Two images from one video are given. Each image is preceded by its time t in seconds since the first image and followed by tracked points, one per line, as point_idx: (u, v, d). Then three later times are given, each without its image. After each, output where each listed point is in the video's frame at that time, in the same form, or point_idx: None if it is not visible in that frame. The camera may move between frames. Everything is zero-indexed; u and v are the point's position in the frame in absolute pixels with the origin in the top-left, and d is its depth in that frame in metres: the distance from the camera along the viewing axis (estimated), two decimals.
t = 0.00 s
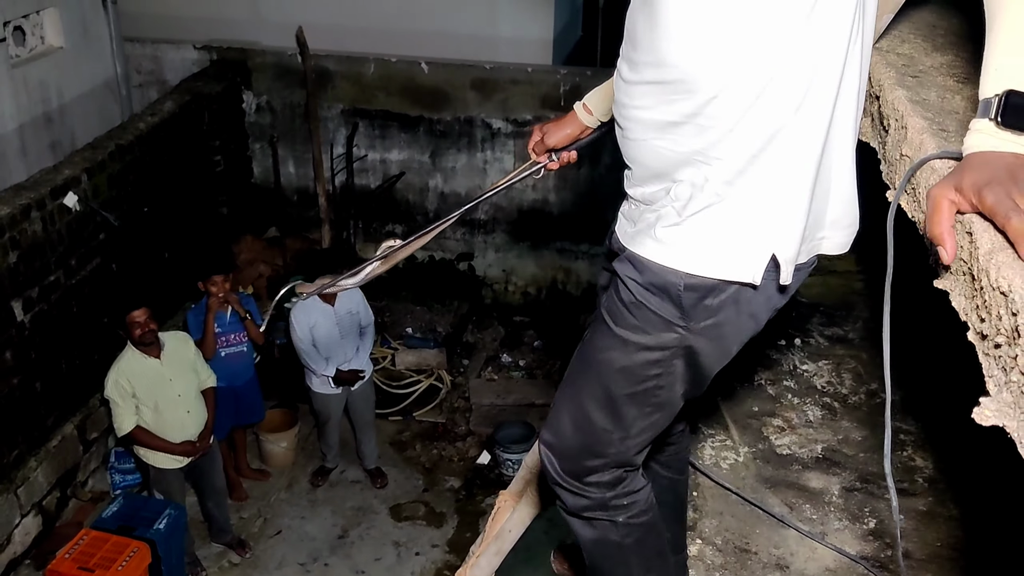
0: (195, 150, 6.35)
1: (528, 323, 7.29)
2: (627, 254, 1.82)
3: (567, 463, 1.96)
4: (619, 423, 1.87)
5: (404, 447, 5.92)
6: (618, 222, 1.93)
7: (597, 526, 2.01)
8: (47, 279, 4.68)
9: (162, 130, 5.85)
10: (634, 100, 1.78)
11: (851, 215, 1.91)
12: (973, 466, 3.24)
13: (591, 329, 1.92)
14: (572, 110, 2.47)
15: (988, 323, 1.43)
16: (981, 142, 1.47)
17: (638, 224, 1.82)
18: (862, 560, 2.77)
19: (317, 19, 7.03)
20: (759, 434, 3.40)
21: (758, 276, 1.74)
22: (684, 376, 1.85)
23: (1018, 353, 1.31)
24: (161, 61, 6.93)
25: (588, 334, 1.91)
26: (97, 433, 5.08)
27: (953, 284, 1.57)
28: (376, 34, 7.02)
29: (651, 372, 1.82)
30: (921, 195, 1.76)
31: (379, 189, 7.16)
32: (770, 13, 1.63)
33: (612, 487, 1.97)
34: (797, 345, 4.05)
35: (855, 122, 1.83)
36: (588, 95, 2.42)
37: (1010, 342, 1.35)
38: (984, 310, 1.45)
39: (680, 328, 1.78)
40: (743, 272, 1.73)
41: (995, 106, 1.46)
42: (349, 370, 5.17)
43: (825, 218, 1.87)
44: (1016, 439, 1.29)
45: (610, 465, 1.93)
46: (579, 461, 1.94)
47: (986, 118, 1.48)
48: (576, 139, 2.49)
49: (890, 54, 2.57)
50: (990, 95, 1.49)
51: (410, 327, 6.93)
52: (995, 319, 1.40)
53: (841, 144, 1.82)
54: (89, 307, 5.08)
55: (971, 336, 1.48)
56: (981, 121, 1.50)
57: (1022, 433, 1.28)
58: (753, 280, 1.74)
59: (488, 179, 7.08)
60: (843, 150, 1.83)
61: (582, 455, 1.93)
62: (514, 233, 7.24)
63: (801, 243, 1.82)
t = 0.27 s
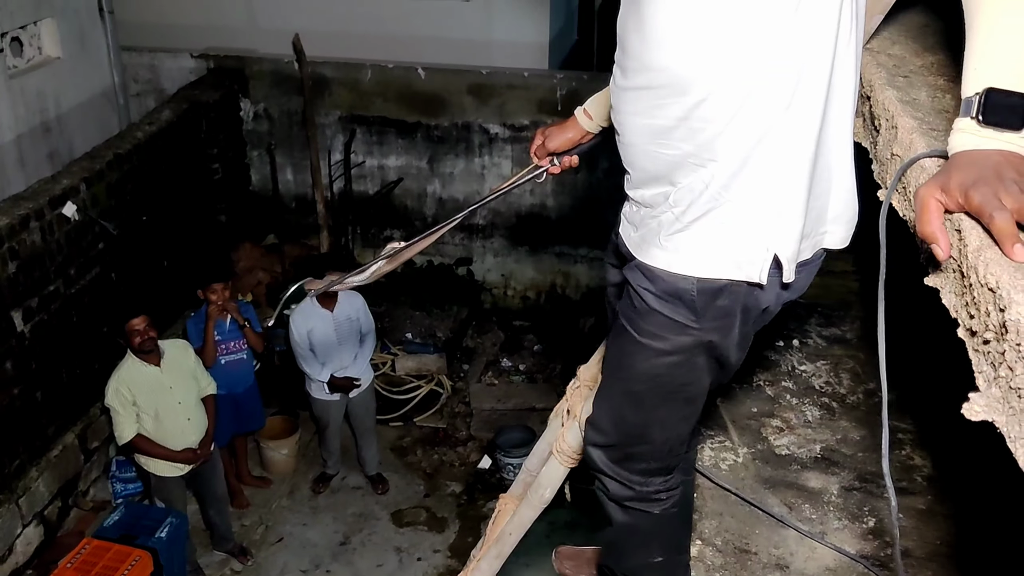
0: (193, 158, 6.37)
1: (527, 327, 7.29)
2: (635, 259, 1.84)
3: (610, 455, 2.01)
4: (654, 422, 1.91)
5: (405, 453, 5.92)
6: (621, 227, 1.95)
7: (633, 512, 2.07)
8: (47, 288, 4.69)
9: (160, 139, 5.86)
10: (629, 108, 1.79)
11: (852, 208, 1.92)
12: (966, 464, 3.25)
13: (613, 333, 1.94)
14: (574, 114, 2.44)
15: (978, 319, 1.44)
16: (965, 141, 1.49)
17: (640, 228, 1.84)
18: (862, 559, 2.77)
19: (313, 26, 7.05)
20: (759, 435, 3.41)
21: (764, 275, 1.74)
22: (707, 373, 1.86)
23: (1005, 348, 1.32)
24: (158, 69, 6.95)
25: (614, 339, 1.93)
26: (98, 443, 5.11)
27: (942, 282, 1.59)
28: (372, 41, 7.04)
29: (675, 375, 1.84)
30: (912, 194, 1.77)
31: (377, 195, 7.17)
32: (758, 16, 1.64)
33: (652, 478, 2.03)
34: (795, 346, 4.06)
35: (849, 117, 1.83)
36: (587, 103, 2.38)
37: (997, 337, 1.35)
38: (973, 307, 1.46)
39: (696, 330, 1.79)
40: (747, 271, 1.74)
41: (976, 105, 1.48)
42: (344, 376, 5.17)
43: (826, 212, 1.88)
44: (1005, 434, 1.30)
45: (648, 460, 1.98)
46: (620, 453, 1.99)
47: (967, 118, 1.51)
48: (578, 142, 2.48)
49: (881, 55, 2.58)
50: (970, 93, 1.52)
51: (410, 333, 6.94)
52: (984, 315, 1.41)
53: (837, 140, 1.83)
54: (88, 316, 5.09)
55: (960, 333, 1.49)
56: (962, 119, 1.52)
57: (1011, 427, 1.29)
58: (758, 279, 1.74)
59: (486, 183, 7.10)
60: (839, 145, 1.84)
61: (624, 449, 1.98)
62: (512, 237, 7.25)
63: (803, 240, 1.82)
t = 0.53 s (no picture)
0: (192, 166, 6.38)
1: (527, 331, 7.30)
2: (639, 265, 1.86)
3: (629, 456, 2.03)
4: (669, 425, 1.92)
5: (406, 458, 5.93)
6: (625, 233, 1.96)
7: (648, 517, 2.08)
8: (47, 297, 4.70)
9: (159, 147, 5.88)
10: (629, 115, 1.80)
11: (854, 208, 1.92)
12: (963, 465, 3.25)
13: (624, 340, 1.95)
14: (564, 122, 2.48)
15: (970, 323, 1.45)
16: (960, 147, 1.50)
17: (643, 234, 1.85)
18: (862, 561, 2.78)
19: (312, 33, 7.07)
20: (758, 438, 3.42)
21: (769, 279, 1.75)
22: (719, 375, 1.87)
23: (997, 352, 1.33)
24: (156, 77, 6.96)
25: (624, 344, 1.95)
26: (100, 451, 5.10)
27: (935, 285, 1.60)
28: (370, 47, 7.05)
29: (687, 379, 1.85)
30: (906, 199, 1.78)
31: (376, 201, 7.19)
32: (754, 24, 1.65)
33: (669, 482, 2.04)
34: (794, 348, 4.07)
35: (848, 118, 1.84)
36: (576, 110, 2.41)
37: (989, 341, 1.36)
38: (965, 311, 1.47)
39: (705, 334, 1.80)
40: (750, 277, 1.75)
41: (968, 112, 1.49)
42: (339, 383, 5.16)
43: (827, 213, 1.89)
44: (998, 437, 1.32)
45: (666, 462, 1.99)
46: (639, 455, 2.01)
47: (961, 124, 1.51)
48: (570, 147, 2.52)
49: (875, 60, 2.60)
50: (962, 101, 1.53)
51: (410, 339, 6.91)
52: (976, 318, 1.42)
53: (836, 142, 1.83)
54: (88, 325, 5.10)
55: (953, 336, 1.50)
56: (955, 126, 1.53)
57: (1005, 430, 1.30)
58: (760, 283, 1.75)
59: (484, 188, 7.11)
60: (839, 147, 1.84)
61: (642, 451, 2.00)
62: (511, 241, 7.26)
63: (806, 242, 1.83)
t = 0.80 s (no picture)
0: (195, 171, 6.39)
1: (530, 335, 7.31)
2: (635, 271, 1.86)
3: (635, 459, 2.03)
4: (675, 429, 1.92)
5: (409, 462, 5.93)
6: (620, 239, 1.96)
7: (656, 520, 2.07)
8: (51, 302, 4.71)
9: (162, 152, 5.89)
10: (624, 123, 1.80)
11: (847, 212, 1.93)
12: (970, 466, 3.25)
13: (625, 345, 1.95)
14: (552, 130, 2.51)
15: (970, 325, 1.45)
16: (960, 151, 1.50)
17: (639, 240, 1.85)
18: (866, 562, 2.78)
19: (314, 38, 7.09)
20: (762, 440, 3.42)
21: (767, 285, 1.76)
22: (721, 377, 1.87)
23: (997, 355, 1.33)
24: (159, 83, 6.99)
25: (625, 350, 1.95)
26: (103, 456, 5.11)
27: (936, 288, 1.60)
28: (372, 51, 7.07)
29: (689, 382, 1.85)
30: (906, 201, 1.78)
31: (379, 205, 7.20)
32: (748, 32, 1.65)
33: (676, 484, 2.04)
34: (796, 351, 4.07)
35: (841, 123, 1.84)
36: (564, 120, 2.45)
37: (989, 343, 1.36)
38: (965, 313, 1.47)
39: (706, 337, 1.81)
40: (748, 283, 1.75)
41: (968, 116, 1.49)
42: (339, 388, 5.17)
43: (822, 217, 1.90)
44: (999, 439, 1.32)
45: (673, 465, 1.99)
46: (645, 458, 2.01)
47: (960, 128, 1.52)
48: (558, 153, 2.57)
49: (876, 63, 2.60)
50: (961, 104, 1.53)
51: (413, 342, 6.92)
52: (976, 320, 1.42)
53: (830, 147, 1.84)
54: (92, 330, 5.11)
55: (954, 338, 1.50)
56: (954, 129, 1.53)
57: (1005, 432, 1.30)
58: (758, 289, 1.76)
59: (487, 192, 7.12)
60: (832, 152, 1.85)
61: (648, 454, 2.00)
62: (513, 245, 7.27)
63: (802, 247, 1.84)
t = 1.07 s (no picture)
0: (203, 173, 6.41)
1: (537, 336, 7.31)
2: (642, 274, 1.87)
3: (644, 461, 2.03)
4: (685, 431, 1.92)
5: (417, 463, 5.94)
6: (624, 242, 1.97)
7: (667, 521, 2.07)
8: (60, 304, 4.73)
9: (170, 154, 5.91)
10: (630, 127, 1.81)
11: (852, 213, 1.94)
12: (982, 467, 3.24)
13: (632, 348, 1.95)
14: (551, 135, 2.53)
15: (982, 324, 1.45)
16: (971, 149, 1.50)
17: (645, 243, 1.85)
18: (876, 562, 2.77)
19: (321, 39, 7.10)
20: (770, 440, 3.41)
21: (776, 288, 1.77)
22: (730, 379, 1.88)
23: (1010, 354, 1.33)
24: (167, 85, 7.01)
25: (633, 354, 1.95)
26: (112, 456, 5.13)
27: (947, 287, 1.60)
28: (379, 53, 7.08)
29: (698, 385, 1.85)
30: (916, 200, 1.78)
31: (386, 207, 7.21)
32: (756, 38, 1.65)
33: (686, 485, 2.04)
34: (805, 351, 4.06)
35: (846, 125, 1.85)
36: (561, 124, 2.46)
37: (1001, 342, 1.36)
38: (977, 312, 1.47)
39: (714, 339, 1.81)
40: (757, 286, 1.76)
41: (980, 114, 1.49)
42: (347, 388, 5.17)
43: (828, 218, 1.90)
44: (1011, 438, 1.31)
45: (683, 466, 1.99)
46: (654, 460, 2.01)
47: (972, 126, 1.52)
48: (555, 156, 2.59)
49: (885, 64, 2.60)
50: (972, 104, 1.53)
51: (420, 343, 6.97)
52: (987, 319, 1.42)
53: (835, 150, 1.84)
54: (101, 331, 5.13)
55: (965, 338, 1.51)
56: (965, 127, 1.53)
57: (1018, 431, 1.30)
58: (768, 292, 1.77)
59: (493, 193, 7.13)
60: (838, 155, 1.85)
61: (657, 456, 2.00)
62: (520, 246, 7.27)
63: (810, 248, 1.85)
